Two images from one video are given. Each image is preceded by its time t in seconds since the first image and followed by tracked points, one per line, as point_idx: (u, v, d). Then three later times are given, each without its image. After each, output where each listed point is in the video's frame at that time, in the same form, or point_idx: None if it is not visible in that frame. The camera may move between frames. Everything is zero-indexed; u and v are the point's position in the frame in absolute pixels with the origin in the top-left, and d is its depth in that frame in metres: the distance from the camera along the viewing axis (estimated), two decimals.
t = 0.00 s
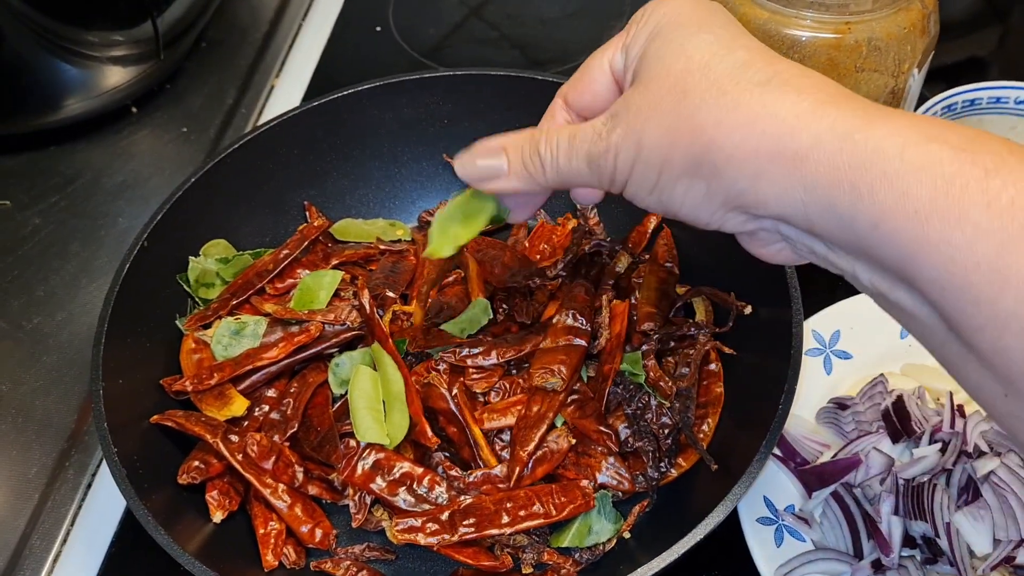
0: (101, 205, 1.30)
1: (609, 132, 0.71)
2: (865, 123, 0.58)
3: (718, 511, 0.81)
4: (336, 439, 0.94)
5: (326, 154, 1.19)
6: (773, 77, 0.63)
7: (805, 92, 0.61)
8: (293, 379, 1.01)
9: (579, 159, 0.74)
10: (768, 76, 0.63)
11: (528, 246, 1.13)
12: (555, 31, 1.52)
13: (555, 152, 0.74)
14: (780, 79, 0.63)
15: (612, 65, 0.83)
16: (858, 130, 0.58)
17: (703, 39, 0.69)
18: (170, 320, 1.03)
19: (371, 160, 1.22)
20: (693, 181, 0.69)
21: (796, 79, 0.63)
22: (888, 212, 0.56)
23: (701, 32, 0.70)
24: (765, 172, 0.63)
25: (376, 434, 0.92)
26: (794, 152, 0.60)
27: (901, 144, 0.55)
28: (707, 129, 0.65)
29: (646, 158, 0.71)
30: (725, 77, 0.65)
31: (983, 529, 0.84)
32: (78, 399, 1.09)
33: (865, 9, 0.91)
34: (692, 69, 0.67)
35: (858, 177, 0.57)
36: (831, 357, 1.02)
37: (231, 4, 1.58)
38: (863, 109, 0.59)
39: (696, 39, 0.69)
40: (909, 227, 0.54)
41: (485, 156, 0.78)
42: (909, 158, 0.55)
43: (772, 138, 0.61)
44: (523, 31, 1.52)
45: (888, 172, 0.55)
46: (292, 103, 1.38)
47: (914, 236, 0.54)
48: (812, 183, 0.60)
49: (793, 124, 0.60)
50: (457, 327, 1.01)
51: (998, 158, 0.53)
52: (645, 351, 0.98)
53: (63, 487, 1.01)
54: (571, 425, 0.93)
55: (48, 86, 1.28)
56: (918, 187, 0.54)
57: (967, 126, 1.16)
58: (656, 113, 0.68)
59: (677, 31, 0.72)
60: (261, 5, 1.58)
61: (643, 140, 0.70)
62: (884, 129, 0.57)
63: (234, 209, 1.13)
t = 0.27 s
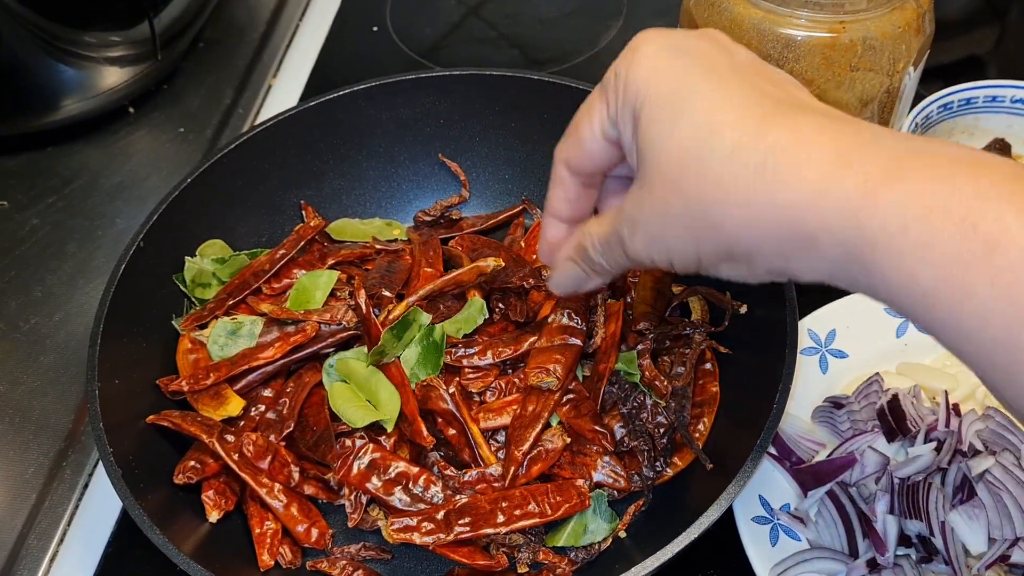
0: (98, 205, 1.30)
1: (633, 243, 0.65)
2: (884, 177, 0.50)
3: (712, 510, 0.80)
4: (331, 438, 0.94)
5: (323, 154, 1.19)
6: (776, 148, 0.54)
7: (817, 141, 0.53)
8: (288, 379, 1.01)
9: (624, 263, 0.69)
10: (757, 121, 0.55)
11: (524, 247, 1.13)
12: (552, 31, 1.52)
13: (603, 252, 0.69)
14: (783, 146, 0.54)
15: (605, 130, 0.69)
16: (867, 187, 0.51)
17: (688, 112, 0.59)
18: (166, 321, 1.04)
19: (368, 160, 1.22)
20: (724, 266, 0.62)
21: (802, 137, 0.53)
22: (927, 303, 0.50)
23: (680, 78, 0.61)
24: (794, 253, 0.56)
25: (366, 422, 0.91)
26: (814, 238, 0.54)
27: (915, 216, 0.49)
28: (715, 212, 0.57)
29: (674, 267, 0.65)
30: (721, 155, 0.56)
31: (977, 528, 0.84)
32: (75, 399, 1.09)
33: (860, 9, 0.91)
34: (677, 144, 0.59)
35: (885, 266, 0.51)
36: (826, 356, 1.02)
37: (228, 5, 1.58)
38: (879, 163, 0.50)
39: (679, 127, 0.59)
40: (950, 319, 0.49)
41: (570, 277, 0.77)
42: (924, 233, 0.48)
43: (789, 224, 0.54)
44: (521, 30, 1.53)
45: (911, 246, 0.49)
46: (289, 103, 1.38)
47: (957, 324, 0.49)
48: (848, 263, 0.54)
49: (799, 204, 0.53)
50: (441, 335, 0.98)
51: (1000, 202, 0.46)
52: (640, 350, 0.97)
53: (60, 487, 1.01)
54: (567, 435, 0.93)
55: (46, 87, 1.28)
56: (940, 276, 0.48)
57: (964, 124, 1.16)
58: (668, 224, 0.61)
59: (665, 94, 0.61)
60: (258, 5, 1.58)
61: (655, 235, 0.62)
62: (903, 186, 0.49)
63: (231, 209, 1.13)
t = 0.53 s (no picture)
0: (98, 212, 1.30)
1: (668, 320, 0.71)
2: (880, 269, 0.55)
3: (714, 515, 0.81)
4: (333, 444, 0.94)
5: (322, 159, 1.19)
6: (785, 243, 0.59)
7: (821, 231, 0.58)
8: (290, 385, 1.01)
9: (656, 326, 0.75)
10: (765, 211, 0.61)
11: (524, 252, 1.13)
12: (551, 35, 1.52)
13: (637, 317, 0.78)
14: (788, 244, 0.59)
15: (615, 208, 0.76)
16: (868, 275, 0.55)
17: (702, 197, 0.65)
18: (167, 327, 1.04)
19: (367, 166, 1.22)
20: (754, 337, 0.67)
21: (805, 223, 0.59)
22: (928, 383, 0.54)
23: (689, 164, 0.66)
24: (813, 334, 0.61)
25: (367, 428, 0.91)
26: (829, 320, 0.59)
27: (906, 310, 0.54)
28: (736, 306, 0.64)
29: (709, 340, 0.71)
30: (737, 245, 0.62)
31: (978, 531, 0.85)
32: (77, 406, 1.09)
33: (859, 12, 0.91)
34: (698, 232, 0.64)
35: (889, 346, 0.56)
36: (827, 358, 1.02)
37: (227, 10, 1.58)
38: (881, 250, 0.55)
39: (696, 205, 0.65)
40: (949, 392, 0.53)
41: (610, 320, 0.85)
42: (919, 322, 0.53)
43: (807, 312, 0.60)
44: (520, 35, 1.53)
45: (906, 338, 0.54)
46: (288, 108, 1.39)
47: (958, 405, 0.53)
48: (856, 344, 0.58)
49: (812, 287, 0.58)
50: (447, 351, 0.98)
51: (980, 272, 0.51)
52: (640, 355, 0.97)
53: (62, 495, 1.01)
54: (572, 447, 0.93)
55: (45, 94, 1.28)
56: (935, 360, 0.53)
57: (962, 127, 1.16)
58: (698, 300, 0.66)
59: (670, 184, 0.67)
60: (257, 11, 1.58)
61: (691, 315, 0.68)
62: (899, 279, 0.54)
63: (230, 215, 1.13)
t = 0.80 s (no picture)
0: (94, 213, 1.29)
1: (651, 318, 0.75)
2: (852, 273, 0.57)
3: (710, 518, 0.80)
4: (328, 447, 0.94)
5: (318, 160, 1.19)
6: (762, 246, 0.62)
7: (797, 240, 0.60)
8: (285, 387, 1.01)
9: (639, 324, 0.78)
10: (747, 221, 0.64)
11: (521, 253, 1.12)
12: (547, 33, 1.51)
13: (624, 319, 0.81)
14: (767, 246, 0.62)
15: (614, 216, 0.80)
16: (842, 281, 0.57)
17: (687, 204, 0.68)
18: (161, 330, 1.03)
19: (363, 166, 1.21)
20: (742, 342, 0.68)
21: (780, 233, 0.61)
22: (896, 384, 0.55)
23: (677, 175, 0.70)
24: (786, 339, 0.63)
25: (362, 431, 0.91)
26: (804, 326, 0.60)
27: (878, 310, 0.55)
28: (710, 307, 0.67)
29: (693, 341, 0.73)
30: (716, 250, 0.65)
31: (975, 533, 0.84)
32: (72, 409, 1.09)
33: (855, 12, 0.91)
34: (680, 237, 0.68)
35: (859, 350, 0.57)
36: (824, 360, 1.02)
37: (222, 9, 1.58)
38: (853, 255, 0.57)
39: (686, 211, 0.68)
40: (920, 397, 0.54)
41: (596, 331, 0.88)
42: (895, 323, 0.54)
43: (781, 313, 0.62)
44: (516, 33, 1.52)
45: (882, 334, 0.55)
46: (284, 109, 1.38)
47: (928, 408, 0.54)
48: (830, 348, 0.60)
49: (784, 291, 0.61)
50: (445, 355, 0.97)
51: (946, 293, 0.52)
52: (637, 360, 0.98)
53: (57, 498, 1.01)
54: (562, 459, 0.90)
55: (40, 95, 1.27)
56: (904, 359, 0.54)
57: (959, 126, 1.15)
58: (678, 297, 0.70)
59: (659, 192, 0.70)
60: (253, 10, 1.57)
61: (678, 315, 0.71)
62: (869, 284, 0.56)
63: (225, 217, 1.12)
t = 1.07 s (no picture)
0: (91, 214, 1.29)
1: (738, 152, 0.66)
2: None
3: (712, 522, 0.80)
4: (327, 450, 0.94)
5: (316, 161, 1.18)
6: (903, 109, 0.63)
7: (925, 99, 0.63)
8: (284, 391, 1.00)
9: (706, 183, 0.68)
10: (877, 86, 0.65)
11: (520, 256, 1.12)
12: (547, 32, 1.51)
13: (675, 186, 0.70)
14: (878, 83, 0.65)
15: (681, 112, 0.84)
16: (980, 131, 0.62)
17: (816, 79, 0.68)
18: (159, 333, 1.03)
19: (362, 167, 1.21)
20: (841, 187, 0.67)
21: (927, 92, 0.64)
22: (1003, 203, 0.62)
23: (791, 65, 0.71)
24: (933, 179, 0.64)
25: (361, 434, 0.91)
26: (998, 191, 0.62)
27: (985, 130, 0.62)
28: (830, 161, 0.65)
29: (791, 181, 0.67)
30: (875, 98, 0.64)
31: (980, 537, 0.84)
32: (70, 412, 1.08)
33: (858, 11, 0.90)
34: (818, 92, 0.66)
35: None
36: (826, 362, 1.01)
37: (220, 9, 1.57)
38: (962, 104, 0.63)
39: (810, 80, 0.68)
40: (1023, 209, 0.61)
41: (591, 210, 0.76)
42: None
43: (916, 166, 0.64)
44: (516, 32, 1.51)
45: None
46: (283, 109, 1.37)
47: None
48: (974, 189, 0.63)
49: (957, 142, 0.62)
50: (445, 357, 0.96)
51: None
52: (638, 363, 0.96)
53: (55, 502, 1.00)
54: (564, 464, 0.90)
55: (38, 96, 1.27)
56: None
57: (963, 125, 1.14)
58: (807, 134, 0.65)
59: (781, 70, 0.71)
60: (251, 10, 1.56)
61: (797, 152, 0.65)
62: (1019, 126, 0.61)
63: (223, 219, 1.12)
